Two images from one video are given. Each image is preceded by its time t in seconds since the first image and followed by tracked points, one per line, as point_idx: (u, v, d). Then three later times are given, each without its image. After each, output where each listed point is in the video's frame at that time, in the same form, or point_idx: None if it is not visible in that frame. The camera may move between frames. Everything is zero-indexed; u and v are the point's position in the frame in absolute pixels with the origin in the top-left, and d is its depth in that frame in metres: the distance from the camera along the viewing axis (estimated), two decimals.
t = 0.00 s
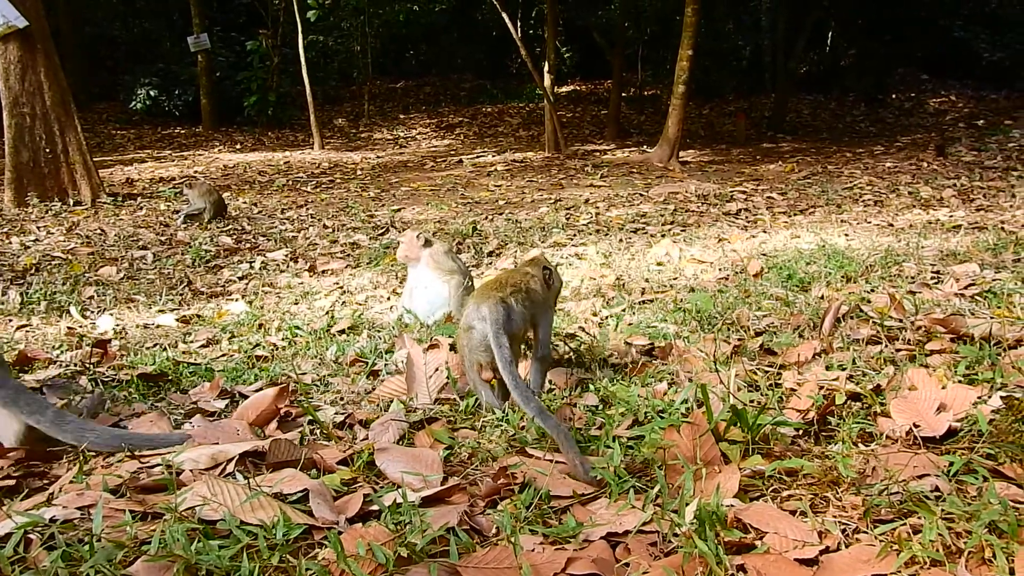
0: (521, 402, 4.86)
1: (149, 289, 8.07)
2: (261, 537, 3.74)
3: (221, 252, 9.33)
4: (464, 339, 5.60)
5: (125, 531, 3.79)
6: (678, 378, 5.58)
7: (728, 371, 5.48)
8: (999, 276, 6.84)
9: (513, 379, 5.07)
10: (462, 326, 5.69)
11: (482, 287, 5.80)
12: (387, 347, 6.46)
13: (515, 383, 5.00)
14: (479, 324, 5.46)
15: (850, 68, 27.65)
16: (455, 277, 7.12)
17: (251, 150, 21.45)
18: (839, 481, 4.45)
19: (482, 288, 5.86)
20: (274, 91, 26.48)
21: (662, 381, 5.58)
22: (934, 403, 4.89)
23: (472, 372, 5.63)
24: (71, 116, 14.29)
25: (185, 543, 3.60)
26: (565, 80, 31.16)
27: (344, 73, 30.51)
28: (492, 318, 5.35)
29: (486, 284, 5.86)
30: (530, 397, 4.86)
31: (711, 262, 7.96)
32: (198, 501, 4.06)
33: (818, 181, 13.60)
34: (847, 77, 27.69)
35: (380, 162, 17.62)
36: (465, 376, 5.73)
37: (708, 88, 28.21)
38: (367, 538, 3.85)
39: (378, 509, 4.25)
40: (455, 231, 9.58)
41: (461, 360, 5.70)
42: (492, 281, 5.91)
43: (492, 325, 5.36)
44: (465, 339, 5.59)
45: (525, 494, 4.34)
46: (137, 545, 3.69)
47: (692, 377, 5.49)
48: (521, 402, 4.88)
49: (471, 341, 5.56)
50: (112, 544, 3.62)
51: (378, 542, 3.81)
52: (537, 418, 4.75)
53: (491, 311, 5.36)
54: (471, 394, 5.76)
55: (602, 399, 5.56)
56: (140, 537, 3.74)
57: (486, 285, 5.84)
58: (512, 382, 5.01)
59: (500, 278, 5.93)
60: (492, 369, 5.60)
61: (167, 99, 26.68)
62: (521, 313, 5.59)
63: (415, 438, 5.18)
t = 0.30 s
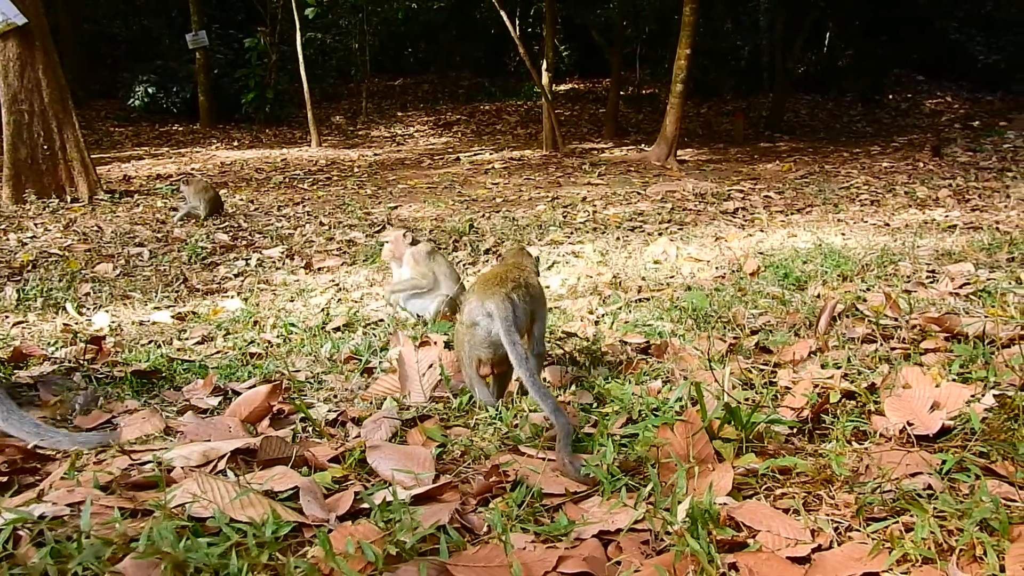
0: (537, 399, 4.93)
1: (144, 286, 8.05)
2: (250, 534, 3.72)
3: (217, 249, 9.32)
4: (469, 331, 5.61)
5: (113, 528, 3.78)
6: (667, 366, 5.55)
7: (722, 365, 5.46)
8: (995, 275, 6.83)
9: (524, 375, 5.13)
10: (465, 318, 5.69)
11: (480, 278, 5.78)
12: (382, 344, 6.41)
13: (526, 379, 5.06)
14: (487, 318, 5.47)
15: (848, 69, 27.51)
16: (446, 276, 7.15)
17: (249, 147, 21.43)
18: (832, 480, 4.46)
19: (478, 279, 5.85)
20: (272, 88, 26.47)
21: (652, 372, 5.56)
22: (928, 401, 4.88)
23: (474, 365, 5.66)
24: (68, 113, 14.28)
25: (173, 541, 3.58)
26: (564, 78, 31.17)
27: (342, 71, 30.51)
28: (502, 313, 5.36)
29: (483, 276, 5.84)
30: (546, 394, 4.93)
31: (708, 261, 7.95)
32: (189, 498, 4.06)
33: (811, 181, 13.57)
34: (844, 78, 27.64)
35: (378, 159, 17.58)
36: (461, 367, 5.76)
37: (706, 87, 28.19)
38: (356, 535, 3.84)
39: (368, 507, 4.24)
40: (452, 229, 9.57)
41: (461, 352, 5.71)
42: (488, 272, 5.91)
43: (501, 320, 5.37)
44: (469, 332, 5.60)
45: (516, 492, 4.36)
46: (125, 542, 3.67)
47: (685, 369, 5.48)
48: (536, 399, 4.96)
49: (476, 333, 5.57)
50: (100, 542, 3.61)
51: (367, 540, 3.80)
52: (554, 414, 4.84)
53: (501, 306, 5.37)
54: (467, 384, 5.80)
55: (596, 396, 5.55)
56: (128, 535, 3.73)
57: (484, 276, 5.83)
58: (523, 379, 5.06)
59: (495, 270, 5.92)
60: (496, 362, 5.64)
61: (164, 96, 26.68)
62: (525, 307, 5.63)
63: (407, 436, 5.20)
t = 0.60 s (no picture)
0: (541, 410, 4.21)
1: (95, 281, 7.33)
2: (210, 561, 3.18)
3: (179, 240, 8.60)
4: (471, 333, 4.92)
5: (50, 553, 3.21)
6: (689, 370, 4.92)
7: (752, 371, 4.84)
8: None
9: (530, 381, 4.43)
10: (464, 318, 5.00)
11: (477, 269, 5.10)
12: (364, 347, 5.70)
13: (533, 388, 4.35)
14: (491, 315, 4.79)
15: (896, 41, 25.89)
16: (387, 274, 6.54)
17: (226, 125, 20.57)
18: (877, 505, 3.90)
19: (469, 273, 5.15)
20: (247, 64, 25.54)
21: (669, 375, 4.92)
22: (990, 415, 4.29)
23: (477, 371, 4.97)
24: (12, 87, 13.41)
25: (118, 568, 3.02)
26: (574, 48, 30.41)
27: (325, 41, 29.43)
28: (509, 310, 4.68)
29: (475, 269, 5.15)
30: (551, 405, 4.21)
31: (738, 256, 7.31)
32: (137, 521, 3.43)
33: (853, 167, 12.91)
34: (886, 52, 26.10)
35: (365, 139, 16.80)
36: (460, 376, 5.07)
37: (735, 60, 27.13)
38: (330, 564, 3.33)
39: (345, 532, 3.65)
40: (446, 219, 8.86)
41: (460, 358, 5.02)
42: (478, 264, 5.21)
43: (508, 317, 4.69)
44: (471, 333, 4.92)
45: (515, 516, 3.77)
46: (63, 571, 3.11)
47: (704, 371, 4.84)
48: (540, 410, 4.24)
49: (479, 335, 4.89)
50: (33, 569, 3.05)
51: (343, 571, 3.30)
52: (556, 429, 4.12)
53: (508, 302, 4.69)
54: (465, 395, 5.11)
55: (608, 407, 4.88)
56: (68, 562, 3.17)
57: (475, 269, 5.14)
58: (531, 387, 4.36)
59: (489, 261, 5.23)
60: (503, 367, 4.96)
61: (122, 68, 26.04)
62: (533, 301, 4.95)
63: (391, 451, 4.60)
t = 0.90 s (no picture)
0: (528, 434, 3.52)
1: (15, 282, 6.44)
2: None
3: (115, 233, 7.61)
4: (455, 336, 4.15)
5: None
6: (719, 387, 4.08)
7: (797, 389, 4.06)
8: None
9: (523, 393, 3.70)
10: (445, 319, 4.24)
11: (462, 261, 4.38)
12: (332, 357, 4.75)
13: (524, 401, 3.67)
14: (481, 311, 4.05)
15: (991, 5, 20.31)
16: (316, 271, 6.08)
17: (170, 90, 17.48)
18: (944, 549, 3.27)
19: (444, 268, 4.42)
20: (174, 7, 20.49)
21: (696, 384, 4.09)
22: None
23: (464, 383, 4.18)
24: None
25: None
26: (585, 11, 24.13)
27: None
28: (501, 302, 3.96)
29: (451, 264, 4.42)
30: (539, 427, 3.54)
31: (778, 255, 6.04)
32: (59, 562, 2.83)
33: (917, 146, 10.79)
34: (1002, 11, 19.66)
35: (335, 107, 14.15)
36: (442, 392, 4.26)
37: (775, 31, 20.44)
38: None
39: None
40: (427, 213, 7.45)
41: (442, 370, 4.23)
42: (452, 258, 4.49)
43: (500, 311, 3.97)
44: (455, 336, 4.15)
45: (513, 559, 3.14)
46: None
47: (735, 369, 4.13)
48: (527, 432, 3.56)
49: (465, 338, 4.12)
50: None
51: None
52: (540, 461, 3.42)
53: (500, 293, 3.98)
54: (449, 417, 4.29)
55: (624, 433, 4.04)
56: None
57: (451, 263, 4.41)
58: (521, 403, 3.66)
59: (465, 254, 4.51)
60: (498, 374, 4.18)
61: (47, 28, 20.18)
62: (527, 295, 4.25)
63: (365, 482, 3.80)
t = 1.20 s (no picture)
0: (548, 443, 2.95)
1: None
2: None
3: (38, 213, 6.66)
4: (470, 336, 3.32)
5: None
6: (754, 404, 3.51)
7: (845, 406, 3.42)
8: None
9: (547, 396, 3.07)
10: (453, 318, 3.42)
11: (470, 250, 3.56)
12: (299, 370, 4.04)
13: (551, 405, 2.99)
14: (508, 302, 3.26)
15: None
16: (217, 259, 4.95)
17: (109, 58, 14.41)
18: None
19: (439, 260, 3.61)
20: None
21: (727, 402, 3.55)
22: None
23: (482, 391, 3.35)
24: None
25: None
26: None
27: None
28: (533, 289, 3.20)
29: (448, 255, 3.63)
30: (562, 437, 2.95)
31: (821, 250, 4.95)
32: None
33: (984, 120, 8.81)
34: None
35: (299, 77, 11.77)
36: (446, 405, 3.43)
37: None
38: None
39: None
40: (409, 202, 6.03)
41: (449, 377, 3.39)
42: (441, 249, 3.66)
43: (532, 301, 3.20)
44: (470, 336, 3.31)
45: None
46: None
47: (773, 385, 3.59)
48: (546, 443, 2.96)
49: (486, 336, 3.29)
50: None
51: None
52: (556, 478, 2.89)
53: (530, 277, 3.21)
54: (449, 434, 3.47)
55: (642, 456, 3.35)
56: None
57: (448, 254, 3.61)
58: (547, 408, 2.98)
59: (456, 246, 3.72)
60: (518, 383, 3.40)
61: None
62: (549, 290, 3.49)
63: (340, 516, 3.11)
